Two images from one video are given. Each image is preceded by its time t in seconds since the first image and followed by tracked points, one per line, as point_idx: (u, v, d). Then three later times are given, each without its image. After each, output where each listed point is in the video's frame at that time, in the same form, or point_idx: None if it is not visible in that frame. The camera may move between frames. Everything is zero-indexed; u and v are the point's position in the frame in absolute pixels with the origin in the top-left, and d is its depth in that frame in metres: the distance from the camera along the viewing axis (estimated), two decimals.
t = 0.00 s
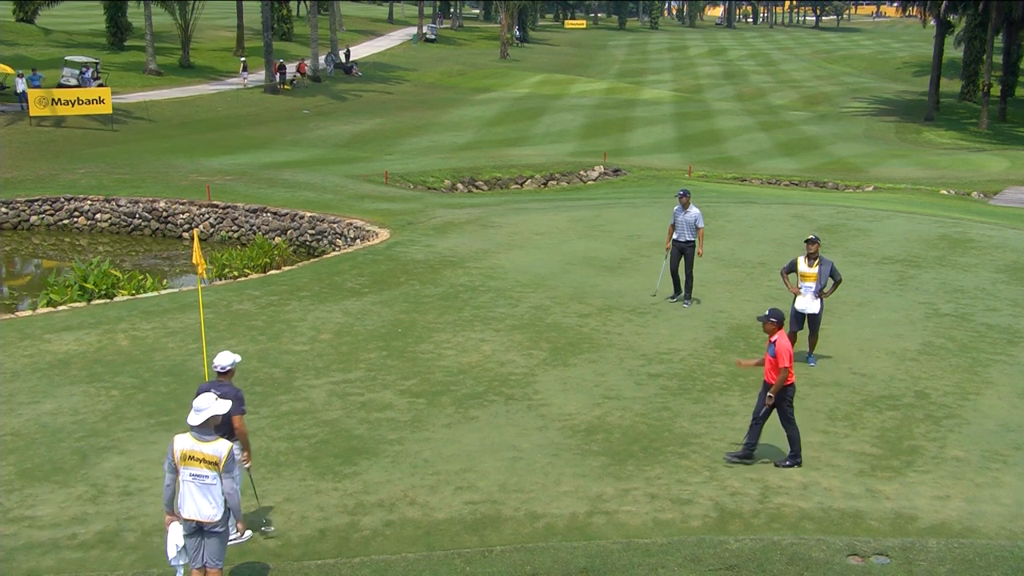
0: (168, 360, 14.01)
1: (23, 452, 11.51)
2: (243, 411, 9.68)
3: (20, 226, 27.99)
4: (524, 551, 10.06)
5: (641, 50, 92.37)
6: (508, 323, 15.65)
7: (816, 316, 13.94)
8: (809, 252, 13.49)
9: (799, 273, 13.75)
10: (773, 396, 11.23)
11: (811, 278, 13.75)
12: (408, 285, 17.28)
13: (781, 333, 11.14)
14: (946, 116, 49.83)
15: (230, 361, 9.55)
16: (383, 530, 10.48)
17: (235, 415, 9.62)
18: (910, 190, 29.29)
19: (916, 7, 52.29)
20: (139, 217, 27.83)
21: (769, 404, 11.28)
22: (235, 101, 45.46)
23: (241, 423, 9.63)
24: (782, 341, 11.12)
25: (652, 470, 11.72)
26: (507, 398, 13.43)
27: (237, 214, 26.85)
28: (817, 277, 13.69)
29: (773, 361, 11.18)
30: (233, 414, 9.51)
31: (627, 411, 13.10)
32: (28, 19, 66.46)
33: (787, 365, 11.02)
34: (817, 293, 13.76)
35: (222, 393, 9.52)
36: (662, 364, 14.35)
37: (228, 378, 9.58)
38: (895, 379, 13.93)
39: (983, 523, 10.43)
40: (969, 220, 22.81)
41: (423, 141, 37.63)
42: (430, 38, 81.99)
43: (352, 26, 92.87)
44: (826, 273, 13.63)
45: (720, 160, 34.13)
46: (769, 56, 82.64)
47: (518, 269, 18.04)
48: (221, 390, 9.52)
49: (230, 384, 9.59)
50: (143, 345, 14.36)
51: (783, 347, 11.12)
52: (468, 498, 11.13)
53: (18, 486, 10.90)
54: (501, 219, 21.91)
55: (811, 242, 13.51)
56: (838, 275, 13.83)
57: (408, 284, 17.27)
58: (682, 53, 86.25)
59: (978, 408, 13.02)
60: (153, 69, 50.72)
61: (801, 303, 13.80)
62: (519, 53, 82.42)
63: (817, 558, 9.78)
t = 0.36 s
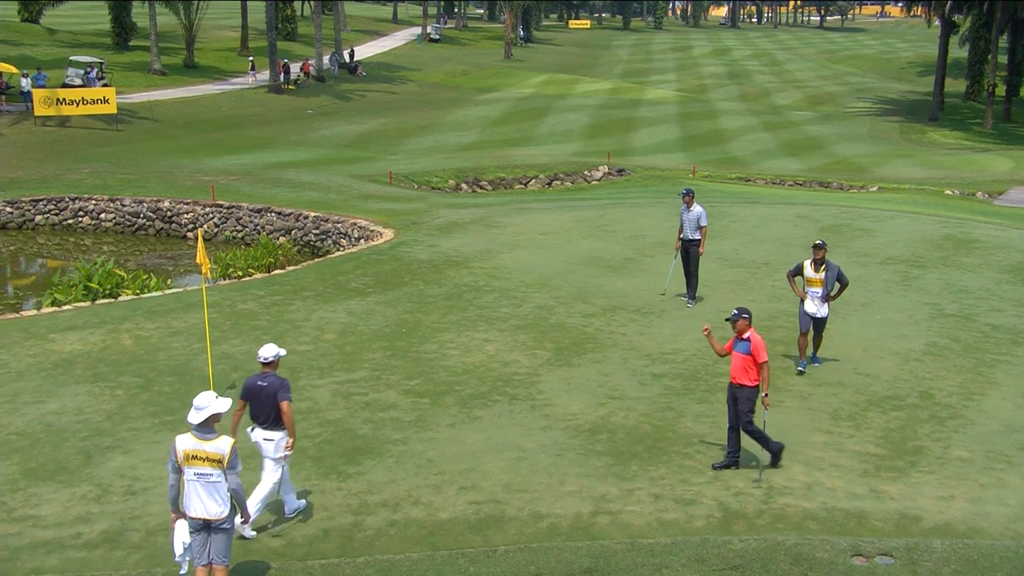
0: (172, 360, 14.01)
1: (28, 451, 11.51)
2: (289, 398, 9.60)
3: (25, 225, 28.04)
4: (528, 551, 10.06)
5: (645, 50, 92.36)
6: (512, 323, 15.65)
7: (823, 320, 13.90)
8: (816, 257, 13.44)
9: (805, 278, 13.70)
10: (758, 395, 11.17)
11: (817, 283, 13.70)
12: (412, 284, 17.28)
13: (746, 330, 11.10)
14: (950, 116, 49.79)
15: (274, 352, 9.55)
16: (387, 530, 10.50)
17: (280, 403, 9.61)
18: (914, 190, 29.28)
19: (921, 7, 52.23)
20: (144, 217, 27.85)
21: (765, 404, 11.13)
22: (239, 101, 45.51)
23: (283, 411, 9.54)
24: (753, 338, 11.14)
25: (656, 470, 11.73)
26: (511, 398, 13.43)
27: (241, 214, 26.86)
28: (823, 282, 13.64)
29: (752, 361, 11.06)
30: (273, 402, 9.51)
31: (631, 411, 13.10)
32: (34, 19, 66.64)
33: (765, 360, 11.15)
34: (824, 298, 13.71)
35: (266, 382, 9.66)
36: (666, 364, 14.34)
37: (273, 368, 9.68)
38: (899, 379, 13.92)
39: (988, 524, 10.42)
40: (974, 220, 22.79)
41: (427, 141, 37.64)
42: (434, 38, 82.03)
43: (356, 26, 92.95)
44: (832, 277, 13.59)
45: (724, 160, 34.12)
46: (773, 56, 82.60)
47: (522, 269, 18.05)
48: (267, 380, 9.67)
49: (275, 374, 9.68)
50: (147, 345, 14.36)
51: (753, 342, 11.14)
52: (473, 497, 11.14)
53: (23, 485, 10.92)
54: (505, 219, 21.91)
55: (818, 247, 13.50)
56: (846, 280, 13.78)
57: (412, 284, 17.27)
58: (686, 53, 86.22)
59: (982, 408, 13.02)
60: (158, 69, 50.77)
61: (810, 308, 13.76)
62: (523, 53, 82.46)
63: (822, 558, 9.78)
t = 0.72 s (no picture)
0: (182, 359, 14.03)
1: (39, 449, 11.54)
2: (336, 386, 10.17)
3: (36, 224, 28.11)
4: (538, 551, 10.05)
5: (655, 49, 92.28)
6: (522, 323, 15.62)
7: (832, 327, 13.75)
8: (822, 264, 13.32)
9: (813, 287, 13.51)
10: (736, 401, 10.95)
11: (824, 290, 13.56)
12: (422, 284, 17.26)
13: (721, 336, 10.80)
14: (962, 116, 49.62)
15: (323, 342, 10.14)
16: (396, 530, 10.51)
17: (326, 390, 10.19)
18: (926, 190, 29.19)
19: (932, 7, 52.06)
20: (153, 216, 27.90)
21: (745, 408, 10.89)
22: (249, 100, 45.58)
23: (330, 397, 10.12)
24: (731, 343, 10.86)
25: (666, 470, 11.72)
26: (521, 398, 13.42)
27: (250, 213, 26.89)
28: (831, 288, 13.52)
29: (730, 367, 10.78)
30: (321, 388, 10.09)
31: (641, 411, 13.08)
32: (45, 18, 66.87)
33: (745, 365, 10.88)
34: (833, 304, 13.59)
35: (315, 368, 10.28)
36: (677, 365, 14.30)
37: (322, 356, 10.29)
38: (910, 380, 13.87)
39: (1000, 525, 10.37)
40: (986, 220, 22.70)
41: (437, 140, 37.66)
42: (444, 38, 82.01)
43: (366, 25, 93.06)
44: (840, 281, 13.50)
45: (734, 160, 34.05)
46: (784, 56, 82.42)
47: (532, 268, 18.03)
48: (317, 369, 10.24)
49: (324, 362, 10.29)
50: (157, 343, 14.37)
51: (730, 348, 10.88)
52: (482, 497, 11.14)
53: (34, 484, 10.96)
54: (514, 219, 21.89)
55: (823, 252, 13.43)
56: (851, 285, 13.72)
57: (421, 284, 17.26)
58: (697, 53, 86.12)
59: (994, 409, 12.96)
60: (168, 69, 50.84)
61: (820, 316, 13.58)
62: (533, 53, 82.42)
63: (832, 559, 9.75)
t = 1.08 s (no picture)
0: (193, 356, 13.93)
1: (48, 446, 11.45)
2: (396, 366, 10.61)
3: (46, 220, 28.12)
4: (551, 551, 9.93)
5: (671, 43, 91.86)
6: (536, 321, 15.47)
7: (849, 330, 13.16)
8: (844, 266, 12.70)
9: (833, 287, 12.91)
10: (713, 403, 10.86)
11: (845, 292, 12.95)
12: (435, 281, 17.13)
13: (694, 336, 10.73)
14: (984, 112, 49.15)
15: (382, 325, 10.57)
16: (408, 529, 10.43)
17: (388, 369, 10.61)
18: (946, 187, 28.89)
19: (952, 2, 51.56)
20: (164, 212, 27.88)
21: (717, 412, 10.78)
22: (261, 95, 45.49)
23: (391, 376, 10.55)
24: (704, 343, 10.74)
25: (681, 471, 11.60)
26: (535, 396, 13.29)
27: (262, 209, 26.80)
28: (853, 290, 12.90)
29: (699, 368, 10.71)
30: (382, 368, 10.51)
31: (656, 410, 12.93)
32: (56, 13, 66.99)
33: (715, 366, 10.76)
34: (853, 307, 12.95)
35: (374, 350, 10.69)
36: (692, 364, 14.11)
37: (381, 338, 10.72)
38: (930, 380, 13.67)
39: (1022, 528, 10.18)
40: (1008, 218, 22.41)
41: (451, 136, 37.52)
42: (458, 32, 81.82)
43: (381, 20, 92.99)
44: (861, 283, 12.92)
45: (751, 156, 33.82)
46: (803, 50, 81.91)
47: (546, 266, 17.88)
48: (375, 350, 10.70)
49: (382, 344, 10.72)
50: (168, 340, 14.29)
51: (703, 348, 10.79)
52: (495, 497, 11.05)
53: (44, 481, 10.89)
54: (528, 216, 21.74)
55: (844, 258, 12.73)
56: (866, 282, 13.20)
57: (434, 281, 17.12)
58: (714, 47, 85.71)
59: (1016, 410, 12.75)
60: (179, 62, 50.86)
61: (837, 318, 12.99)
62: (547, 47, 82.16)
63: (850, 561, 9.58)
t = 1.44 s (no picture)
0: (202, 352, 13.71)
1: (56, 443, 11.26)
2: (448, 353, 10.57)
3: (53, 213, 28.00)
4: (566, 552, 9.76)
5: (689, 34, 91.24)
6: (551, 318, 15.22)
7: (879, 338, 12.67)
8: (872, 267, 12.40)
9: (859, 289, 12.59)
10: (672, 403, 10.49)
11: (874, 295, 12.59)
12: (448, 276, 16.90)
13: (666, 333, 10.45)
14: (1011, 104, 48.51)
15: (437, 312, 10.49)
16: (421, 529, 10.29)
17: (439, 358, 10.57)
18: (972, 182, 28.47)
19: None
20: (174, 206, 27.77)
21: (668, 412, 10.41)
22: (274, 86, 45.30)
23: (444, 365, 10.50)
24: (673, 343, 10.40)
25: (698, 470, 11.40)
26: (550, 394, 13.06)
27: (273, 203, 26.65)
28: (881, 293, 12.52)
29: (663, 366, 10.41)
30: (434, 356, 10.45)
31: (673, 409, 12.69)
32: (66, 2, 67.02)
33: (682, 366, 10.33)
34: (882, 311, 12.51)
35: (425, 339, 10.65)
36: (710, 361, 13.83)
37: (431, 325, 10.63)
38: (955, 379, 13.36)
39: None
40: None
41: (466, 129, 37.29)
42: (473, 23, 81.52)
43: (395, 10, 92.82)
44: (890, 289, 12.45)
45: (772, 150, 33.46)
46: (825, 41, 81.23)
47: (562, 261, 17.62)
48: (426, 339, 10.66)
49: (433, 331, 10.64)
50: (177, 336, 14.09)
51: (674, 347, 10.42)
52: (509, 496, 10.89)
53: (51, 478, 10.72)
54: (544, 210, 21.48)
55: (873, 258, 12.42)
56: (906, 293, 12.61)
57: (448, 276, 16.88)
58: (733, 38, 85.10)
59: None
60: (189, 54, 50.74)
61: (864, 322, 12.56)
62: (562, 38, 81.74)
63: (872, 564, 9.34)
